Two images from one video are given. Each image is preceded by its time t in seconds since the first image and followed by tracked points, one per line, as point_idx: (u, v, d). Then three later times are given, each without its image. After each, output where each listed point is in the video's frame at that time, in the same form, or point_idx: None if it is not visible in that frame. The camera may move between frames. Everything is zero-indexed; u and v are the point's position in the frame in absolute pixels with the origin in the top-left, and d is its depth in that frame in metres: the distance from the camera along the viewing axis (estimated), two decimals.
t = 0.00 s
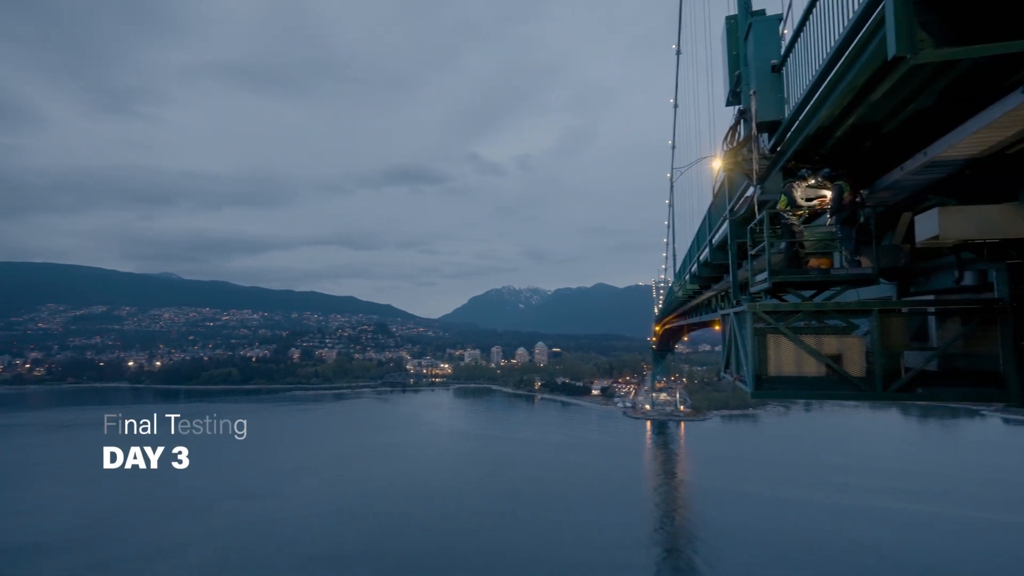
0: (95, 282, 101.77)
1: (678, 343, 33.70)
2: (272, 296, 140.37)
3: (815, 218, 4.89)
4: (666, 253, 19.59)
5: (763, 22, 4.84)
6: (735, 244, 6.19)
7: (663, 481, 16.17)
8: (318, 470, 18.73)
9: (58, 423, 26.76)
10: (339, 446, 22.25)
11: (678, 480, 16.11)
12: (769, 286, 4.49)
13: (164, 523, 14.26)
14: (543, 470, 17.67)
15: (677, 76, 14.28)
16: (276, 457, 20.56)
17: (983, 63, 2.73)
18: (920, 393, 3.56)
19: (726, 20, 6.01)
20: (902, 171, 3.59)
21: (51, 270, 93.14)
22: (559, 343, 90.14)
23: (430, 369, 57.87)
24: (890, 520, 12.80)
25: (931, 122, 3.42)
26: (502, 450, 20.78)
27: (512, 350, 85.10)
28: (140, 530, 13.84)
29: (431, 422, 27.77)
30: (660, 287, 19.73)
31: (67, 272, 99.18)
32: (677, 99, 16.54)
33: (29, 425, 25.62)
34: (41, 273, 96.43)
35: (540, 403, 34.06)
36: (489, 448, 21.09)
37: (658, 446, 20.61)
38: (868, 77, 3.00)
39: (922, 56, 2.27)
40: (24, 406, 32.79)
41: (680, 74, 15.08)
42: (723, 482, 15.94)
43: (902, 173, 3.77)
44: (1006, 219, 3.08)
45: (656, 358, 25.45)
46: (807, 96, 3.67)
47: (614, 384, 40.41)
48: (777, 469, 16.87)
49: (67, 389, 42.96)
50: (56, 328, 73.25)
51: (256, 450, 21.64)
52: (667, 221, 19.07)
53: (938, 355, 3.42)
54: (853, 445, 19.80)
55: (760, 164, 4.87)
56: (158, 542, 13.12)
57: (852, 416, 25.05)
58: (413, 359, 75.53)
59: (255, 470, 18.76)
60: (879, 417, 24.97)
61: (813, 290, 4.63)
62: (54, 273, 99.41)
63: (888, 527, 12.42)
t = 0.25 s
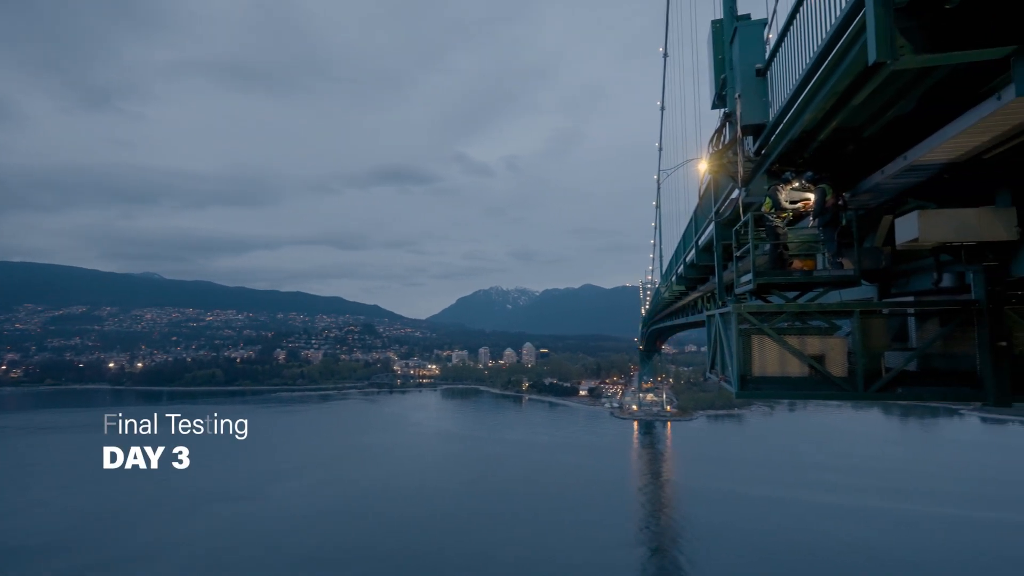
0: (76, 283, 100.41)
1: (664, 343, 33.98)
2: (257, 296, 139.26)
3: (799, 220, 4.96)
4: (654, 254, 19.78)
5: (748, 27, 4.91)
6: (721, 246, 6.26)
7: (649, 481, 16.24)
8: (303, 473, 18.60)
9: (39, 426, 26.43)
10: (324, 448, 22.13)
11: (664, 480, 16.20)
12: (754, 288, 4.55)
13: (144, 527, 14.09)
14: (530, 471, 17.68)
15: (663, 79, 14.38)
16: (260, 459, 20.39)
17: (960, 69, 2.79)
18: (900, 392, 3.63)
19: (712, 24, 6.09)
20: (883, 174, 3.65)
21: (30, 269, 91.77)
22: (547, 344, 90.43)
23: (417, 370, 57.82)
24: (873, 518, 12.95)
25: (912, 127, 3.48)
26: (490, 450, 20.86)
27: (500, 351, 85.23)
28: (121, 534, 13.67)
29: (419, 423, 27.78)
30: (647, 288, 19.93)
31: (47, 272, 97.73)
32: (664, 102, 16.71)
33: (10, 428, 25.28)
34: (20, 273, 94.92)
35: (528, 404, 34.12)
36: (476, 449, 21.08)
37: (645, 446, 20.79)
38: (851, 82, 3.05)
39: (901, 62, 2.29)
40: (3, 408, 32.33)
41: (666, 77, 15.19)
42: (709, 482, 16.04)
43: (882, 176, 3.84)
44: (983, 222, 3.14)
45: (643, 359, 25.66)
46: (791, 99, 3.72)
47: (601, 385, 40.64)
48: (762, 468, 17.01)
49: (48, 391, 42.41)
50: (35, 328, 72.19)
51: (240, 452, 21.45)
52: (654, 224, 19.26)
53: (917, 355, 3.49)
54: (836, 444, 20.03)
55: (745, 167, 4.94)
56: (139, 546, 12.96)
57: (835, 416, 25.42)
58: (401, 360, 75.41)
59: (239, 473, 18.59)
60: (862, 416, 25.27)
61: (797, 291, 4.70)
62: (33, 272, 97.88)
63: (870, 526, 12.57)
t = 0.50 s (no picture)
0: (57, 281, 99.07)
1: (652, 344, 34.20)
2: (243, 295, 138.14)
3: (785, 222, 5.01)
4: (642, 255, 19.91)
5: (735, 31, 4.97)
6: (708, 247, 6.31)
7: (636, 481, 16.34)
8: (290, 473, 18.49)
9: (21, 427, 26.09)
10: (312, 449, 22.04)
11: (651, 480, 16.32)
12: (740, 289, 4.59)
13: (129, 530, 13.96)
14: (518, 470, 17.73)
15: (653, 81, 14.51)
16: (246, 460, 20.28)
17: (941, 75, 2.84)
18: (883, 392, 3.68)
19: (700, 27, 6.15)
20: (866, 177, 3.70)
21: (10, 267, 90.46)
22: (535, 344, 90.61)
23: (405, 370, 57.70)
24: (856, 516, 13.15)
25: (894, 132, 3.54)
26: (478, 450, 20.91)
27: (488, 351, 85.26)
28: (105, 536, 13.55)
29: (407, 423, 27.76)
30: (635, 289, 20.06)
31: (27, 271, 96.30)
32: (652, 104, 16.85)
33: None
34: None
35: (516, 404, 34.22)
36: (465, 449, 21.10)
37: (633, 446, 20.93)
38: (835, 86, 3.09)
39: (885, 68, 2.32)
40: None
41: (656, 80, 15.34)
42: (695, 481, 16.17)
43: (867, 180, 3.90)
44: (963, 225, 3.20)
45: (630, 359, 25.82)
46: (778, 102, 3.75)
47: (589, 385, 40.81)
48: (747, 467, 17.18)
49: (28, 391, 41.82)
50: (15, 328, 71.10)
51: (227, 453, 21.33)
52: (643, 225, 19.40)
53: (899, 356, 3.55)
54: (820, 443, 20.30)
55: (732, 169, 4.99)
56: (122, 549, 12.83)
57: (819, 417, 25.75)
58: (389, 360, 75.22)
59: (226, 474, 18.50)
60: (846, 416, 25.62)
61: (782, 292, 4.76)
62: (13, 271, 96.45)
63: (853, 523, 12.77)
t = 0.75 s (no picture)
0: (40, 281, 97.90)
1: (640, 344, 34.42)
2: (230, 295, 137.11)
3: (771, 223, 5.07)
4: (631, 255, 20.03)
5: (723, 33, 5.02)
6: (696, 248, 6.35)
7: (624, 480, 16.44)
8: (278, 475, 18.41)
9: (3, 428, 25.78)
10: (300, 450, 21.95)
11: (639, 479, 16.44)
12: (727, 289, 4.64)
13: (115, 534, 13.86)
14: (507, 470, 17.78)
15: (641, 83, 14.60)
16: (234, 462, 20.18)
17: (924, 80, 2.88)
18: (866, 392, 3.73)
19: (689, 29, 6.20)
20: (851, 180, 3.75)
21: None
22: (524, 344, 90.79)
23: (394, 370, 57.63)
24: (840, 514, 13.33)
25: (877, 135, 3.59)
26: (467, 450, 20.96)
27: (477, 351, 85.30)
28: (90, 540, 13.43)
29: (396, 423, 27.74)
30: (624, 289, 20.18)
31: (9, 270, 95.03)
32: (641, 105, 16.97)
33: None
34: None
35: (505, 404, 34.31)
36: (453, 449, 21.13)
37: (621, 445, 21.07)
38: (821, 90, 3.13)
39: (868, 72, 2.36)
40: None
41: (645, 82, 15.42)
42: (682, 480, 16.29)
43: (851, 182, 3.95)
44: (944, 227, 3.26)
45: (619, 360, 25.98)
46: (765, 105, 3.80)
47: (579, 385, 40.98)
48: (734, 466, 17.34)
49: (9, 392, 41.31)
50: None
51: (215, 455, 21.23)
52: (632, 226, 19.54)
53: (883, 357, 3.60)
54: (806, 442, 20.53)
55: (719, 170, 5.03)
56: (108, 554, 12.73)
57: (805, 416, 26.02)
58: (377, 360, 75.11)
59: (213, 476, 18.40)
60: (831, 416, 25.92)
61: (769, 293, 4.81)
62: None
63: (838, 521, 12.95)
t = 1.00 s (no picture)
0: (24, 280, 96.67)
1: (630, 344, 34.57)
2: (218, 294, 136.06)
3: (761, 224, 5.11)
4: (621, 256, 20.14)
5: (714, 35, 5.06)
6: (687, 248, 6.39)
7: (615, 480, 16.50)
8: (267, 476, 18.29)
9: None
10: (290, 450, 21.83)
11: (630, 479, 16.49)
12: (716, 289, 4.67)
13: (102, 536, 13.71)
14: (498, 470, 17.82)
15: (632, 84, 14.64)
16: (224, 463, 20.04)
17: (911, 83, 2.92)
18: (853, 392, 3.77)
19: (680, 31, 6.23)
20: (838, 181, 3.79)
21: None
22: (515, 344, 90.91)
23: (384, 370, 57.46)
24: (829, 512, 13.44)
25: (864, 138, 3.63)
26: (457, 450, 20.96)
27: (468, 351, 85.24)
28: (77, 543, 13.29)
29: (386, 423, 27.67)
30: (614, 289, 20.28)
31: None
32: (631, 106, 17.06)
33: None
34: None
35: (496, 404, 34.32)
36: (444, 449, 21.12)
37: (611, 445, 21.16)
38: (809, 92, 3.16)
39: (856, 75, 2.39)
40: None
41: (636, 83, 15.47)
42: (673, 480, 16.36)
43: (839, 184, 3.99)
44: (929, 229, 3.30)
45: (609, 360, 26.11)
46: (754, 107, 3.83)
47: (569, 385, 41.07)
48: (724, 466, 17.42)
49: None
50: None
51: (204, 456, 21.05)
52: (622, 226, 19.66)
53: (869, 356, 3.64)
54: (794, 441, 20.69)
55: (709, 172, 5.07)
56: (95, 556, 12.59)
57: (793, 415, 26.24)
58: (368, 360, 74.90)
59: (202, 478, 18.25)
60: (819, 415, 26.15)
61: (758, 294, 4.85)
62: None
63: (826, 519, 13.07)
